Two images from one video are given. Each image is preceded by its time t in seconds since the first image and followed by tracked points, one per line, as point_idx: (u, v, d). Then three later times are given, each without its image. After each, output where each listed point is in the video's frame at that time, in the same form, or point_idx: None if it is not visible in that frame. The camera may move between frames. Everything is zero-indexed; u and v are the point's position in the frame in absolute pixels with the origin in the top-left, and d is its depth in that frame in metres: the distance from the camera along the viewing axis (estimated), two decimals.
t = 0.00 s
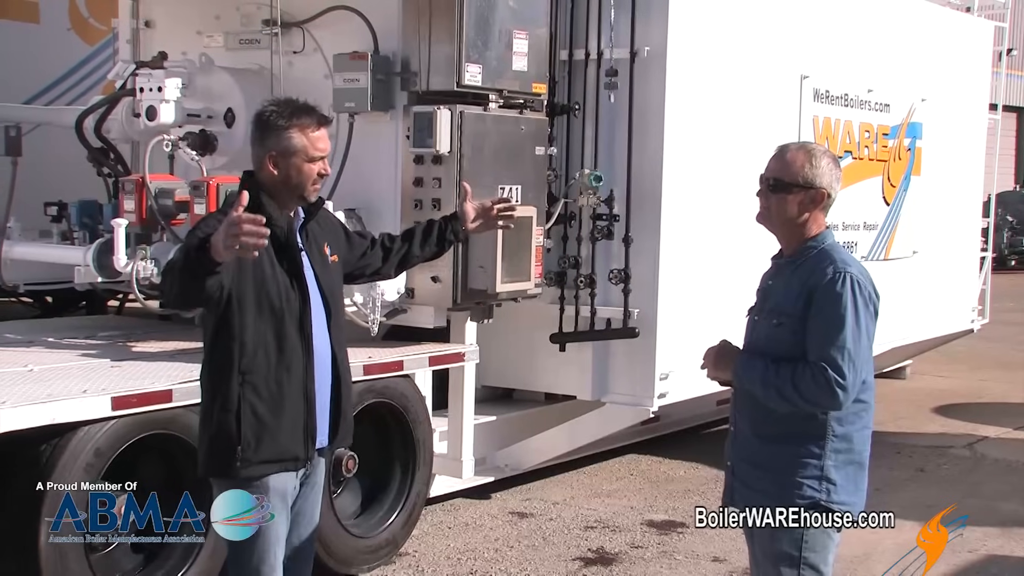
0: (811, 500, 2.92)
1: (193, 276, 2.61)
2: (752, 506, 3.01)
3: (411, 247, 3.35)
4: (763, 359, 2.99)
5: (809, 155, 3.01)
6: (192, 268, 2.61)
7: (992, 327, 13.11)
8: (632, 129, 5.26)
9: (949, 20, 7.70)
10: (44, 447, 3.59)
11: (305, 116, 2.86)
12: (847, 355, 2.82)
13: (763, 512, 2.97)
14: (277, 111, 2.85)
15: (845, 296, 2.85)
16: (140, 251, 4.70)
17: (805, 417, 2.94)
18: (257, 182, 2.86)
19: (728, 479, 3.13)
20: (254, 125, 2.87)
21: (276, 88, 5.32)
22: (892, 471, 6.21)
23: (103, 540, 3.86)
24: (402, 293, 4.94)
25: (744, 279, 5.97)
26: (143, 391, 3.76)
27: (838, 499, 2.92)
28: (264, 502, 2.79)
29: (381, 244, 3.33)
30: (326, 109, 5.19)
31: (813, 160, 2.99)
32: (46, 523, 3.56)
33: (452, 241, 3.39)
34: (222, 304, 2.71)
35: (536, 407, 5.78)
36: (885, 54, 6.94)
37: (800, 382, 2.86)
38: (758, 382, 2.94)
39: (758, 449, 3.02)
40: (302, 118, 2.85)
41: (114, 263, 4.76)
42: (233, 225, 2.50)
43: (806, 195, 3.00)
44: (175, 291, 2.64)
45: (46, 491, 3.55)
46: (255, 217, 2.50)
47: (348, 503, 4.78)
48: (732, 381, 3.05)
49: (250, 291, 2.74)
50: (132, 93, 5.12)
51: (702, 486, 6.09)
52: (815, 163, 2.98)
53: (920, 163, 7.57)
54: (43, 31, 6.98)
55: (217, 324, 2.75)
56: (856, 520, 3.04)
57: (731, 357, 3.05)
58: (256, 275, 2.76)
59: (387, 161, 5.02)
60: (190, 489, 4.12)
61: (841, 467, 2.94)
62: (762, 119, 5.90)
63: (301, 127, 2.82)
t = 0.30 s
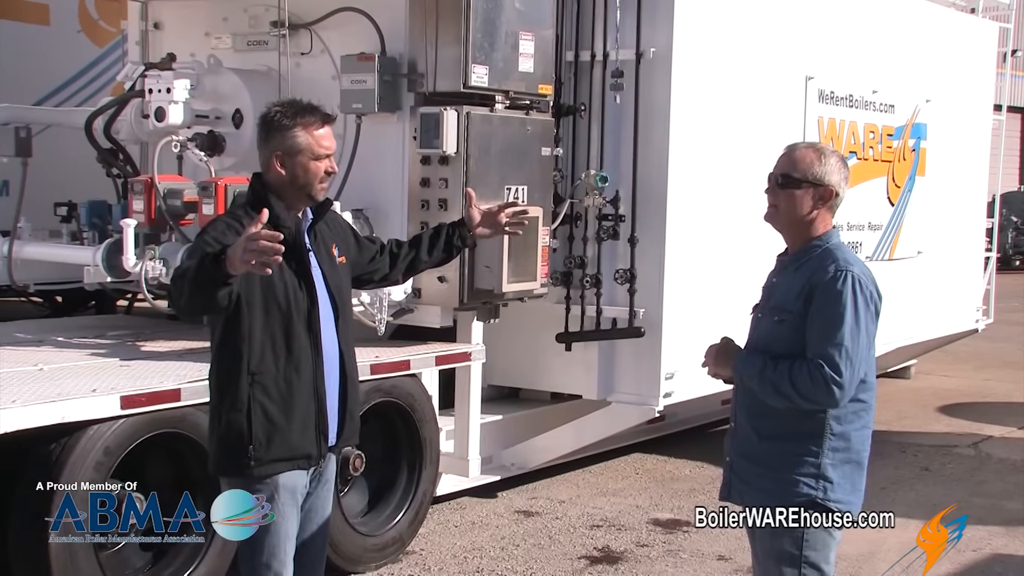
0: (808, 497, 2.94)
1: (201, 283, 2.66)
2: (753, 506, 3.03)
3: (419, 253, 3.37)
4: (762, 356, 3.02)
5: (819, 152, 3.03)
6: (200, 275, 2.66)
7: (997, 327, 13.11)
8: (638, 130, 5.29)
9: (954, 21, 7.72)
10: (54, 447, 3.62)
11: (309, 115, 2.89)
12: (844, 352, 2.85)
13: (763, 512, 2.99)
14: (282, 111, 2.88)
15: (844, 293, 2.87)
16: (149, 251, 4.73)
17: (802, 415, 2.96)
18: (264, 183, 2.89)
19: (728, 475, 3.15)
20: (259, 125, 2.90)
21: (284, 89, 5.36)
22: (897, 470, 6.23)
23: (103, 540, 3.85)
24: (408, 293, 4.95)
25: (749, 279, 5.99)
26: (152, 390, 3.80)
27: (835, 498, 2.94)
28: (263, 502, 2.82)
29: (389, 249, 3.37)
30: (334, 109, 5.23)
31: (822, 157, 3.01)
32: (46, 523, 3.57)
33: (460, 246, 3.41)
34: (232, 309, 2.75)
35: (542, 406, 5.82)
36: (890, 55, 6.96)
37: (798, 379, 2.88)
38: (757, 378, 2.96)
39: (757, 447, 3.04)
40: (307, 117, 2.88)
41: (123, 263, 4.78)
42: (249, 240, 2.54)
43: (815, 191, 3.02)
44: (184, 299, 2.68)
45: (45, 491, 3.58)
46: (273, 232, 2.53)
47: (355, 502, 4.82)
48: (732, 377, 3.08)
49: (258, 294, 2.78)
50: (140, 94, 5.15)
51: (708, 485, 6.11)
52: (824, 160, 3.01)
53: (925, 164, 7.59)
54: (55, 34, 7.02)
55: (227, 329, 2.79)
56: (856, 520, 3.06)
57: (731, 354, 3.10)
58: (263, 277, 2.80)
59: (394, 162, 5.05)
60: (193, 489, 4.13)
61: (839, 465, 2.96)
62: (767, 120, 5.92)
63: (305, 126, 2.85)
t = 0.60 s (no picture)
0: (808, 494, 2.97)
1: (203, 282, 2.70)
2: (753, 506, 3.07)
3: (418, 252, 3.41)
4: (767, 352, 3.06)
5: (805, 157, 3.05)
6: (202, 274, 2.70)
7: (996, 327, 13.14)
8: (640, 131, 5.32)
9: (953, 22, 7.75)
10: (60, 445, 3.67)
11: (307, 116, 2.93)
12: (850, 351, 2.87)
13: (763, 512, 3.03)
14: (281, 113, 2.92)
15: (852, 291, 2.90)
16: (155, 252, 4.80)
17: (805, 413, 3.00)
18: (263, 185, 2.93)
19: (728, 471, 3.19)
20: (259, 126, 2.94)
21: (288, 91, 5.40)
22: (897, 469, 6.26)
23: (103, 540, 3.88)
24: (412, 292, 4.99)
25: (750, 279, 6.02)
26: (157, 389, 3.83)
27: (834, 496, 2.97)
28: (263, 502, 2.86)
29: (388, 249, 3.41)
30: (337, 111, 5.26)
31: (809, 160, 3.03)
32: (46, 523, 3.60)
33: (458, 244, 3.44)
34: (234, 308, 2.79)
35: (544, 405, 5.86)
36: (890, 56, 6.99)
37: (803, 376, 2.91)
38: (761, 374, 3.00)
39: (759, 444, 3.08)
40: (305, 118, 2.92)
41: (129, 263, 4.83)
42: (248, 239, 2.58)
43: (815, 193, 3.05)
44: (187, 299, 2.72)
45: (46, 491, 3.61)
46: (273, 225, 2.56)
47: (358, 501, 4.86)
48: (736, 372, 3.12)
49: (261, 294, 2.82)
50: (146, 95, 5.18)
51: (708, 484, 6.14)
52: (813, 162, 3.03)
53: (925, 164, 7.62)
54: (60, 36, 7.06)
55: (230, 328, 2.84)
56: (854, 520, 3.09)
57: (736, 351, 3.13)
58: (264, 276, 2.83)
59: (397, 163, 5.08)
60: (194, 489, 4.17)
61: (839, 464, 2.99)
62: (767, 121, 5.96)
63: (304, 127, 2.89)
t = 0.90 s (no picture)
0: (810, 493, 2.98)
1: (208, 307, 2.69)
2: (753, 506, 3.09)
3: (410, 271, 3.40)
4: (769, 353, 3.08)
5: (799, 159, 3.08)
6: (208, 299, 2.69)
7: (991, 326, 13.18)
8: (636, 131, 5.35)
9: (948, 23, 7.78)
10: (60, 444, 3.69)
11: (300, 116, 2.97)
12: (853, 351, 2.90)
13: (764, 512, 3.05)
14: (275, 113, 2.95)
15: (854, 293, 2.92)
16: (154, 252, 4.80)
17: (807, 412, 3.02)
18: (256, 186, 2.93)
19: (728, 472, 3.21)
20: (253, 127, 2.97)
21: (286, 92, 5.42)
22: (892, 468, 6.29)
23: (103, 540, 3.91)
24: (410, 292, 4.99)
25: (746, 279, 6.05)
26: (156, 389, 3.86)
27: (836, 494, 2.99)
28: (263, 502, 2.89)
29: (382, 262, 3.41)
30: (335, 112, 5.29)
31: (804, 162, 3.07)
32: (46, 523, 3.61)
33: (451, 271, 3.42)
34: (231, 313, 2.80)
35: (541, 404, 5.89)
36: (885, 57, 7.02)
37: (806, 376, 2.92)
38: (764, 374, 3.02)
39: (759, 443, 3.11)
40: (299, 119, 2.96)
41: (128, 263, 4.84)
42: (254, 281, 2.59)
43: (810, 195, 3.07)
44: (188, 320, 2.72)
45: (46, 491, 3.63)
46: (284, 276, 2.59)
47: (356, 499, 4.89)
48: (737, 373, 3.14)
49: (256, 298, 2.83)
50: (145, 96, 5.20)
51: (705, 483, 6.17)
52: (807, 164, 3.06)
53: (920, 165, 7.65)
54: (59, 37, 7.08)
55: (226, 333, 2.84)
56: (854, 520, 3.11)
57: (737, 352, 3.15)
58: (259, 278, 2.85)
59: (395, 163, 5.11)
60: (194, 489, 4.20)
61: (841, 463, 3.02)
62: (763, 121, 5.98)
63: (298, 127, 2.93)
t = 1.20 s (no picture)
0: (808, 493, 2.99)
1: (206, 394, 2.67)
2: (753, 506, 3.08)
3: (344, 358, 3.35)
4: (761, 355, 3.08)
5: (798, 155, 3.09)
6: (207, 375, 2.66)
7: (980, 326, 13.23)
8: (626, 132, 5.36)
9: (937, 24, 7.81)
10: (48, 446, 3.67)
11: (291, 119, 2.96)
12: (845, 350, 2.89)
13: (763, 512, 3.05)
14: (265, 115, 2.95)
15: (843, 293, 2.92)
16: (143, 253, 4.78)
17: (802, 412, 3.02)
18: (246, 188, 2.93)
19: (728, 474, 3.20)
20: (243, 130, 2.96)
21: (276, 92, 5.42)
22: (881, 467, 6.31)
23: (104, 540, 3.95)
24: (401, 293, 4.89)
25: (735, 280, 6.06)
26: (146, 390, 3.85)
27: (835, 493, 2.99)
28: (263, 501, 2.87)
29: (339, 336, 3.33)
30: (325, 113, 5.28)
31: (801, 159, 3.07)
32: (46, 523, 3.62)
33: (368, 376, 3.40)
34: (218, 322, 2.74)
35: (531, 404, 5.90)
36: (874, 58, 7.04)
37: (799, 376, 2.92)
38: (758, 377, 3.02)
39: (756, 444, 3.10)
40: (290, 121, 2.95)
41: (117, 263, 4.83)
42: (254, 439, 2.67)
43: (801, 193, 3.08)
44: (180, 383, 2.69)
45: (45, 491, 3.61)
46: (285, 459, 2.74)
47: (346, 501, 4.86)
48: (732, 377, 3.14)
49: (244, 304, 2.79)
50: (134, 96, 5.18)
51: (695, 483, 6.18)
52: (804, 161, 3.07)
53: (909, 165, 7.68)
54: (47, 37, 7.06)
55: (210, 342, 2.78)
56: (851, 519, 3.11)
57: (729, 355, 3.14)
58: (247, 283, 2.80)
59: (385, 163, 5.10)
60: (189, 488, 4.21)
61: (838, 461, 3.01)
62: (753, 122, 5.99)
63: (288, 130, 2.93)
